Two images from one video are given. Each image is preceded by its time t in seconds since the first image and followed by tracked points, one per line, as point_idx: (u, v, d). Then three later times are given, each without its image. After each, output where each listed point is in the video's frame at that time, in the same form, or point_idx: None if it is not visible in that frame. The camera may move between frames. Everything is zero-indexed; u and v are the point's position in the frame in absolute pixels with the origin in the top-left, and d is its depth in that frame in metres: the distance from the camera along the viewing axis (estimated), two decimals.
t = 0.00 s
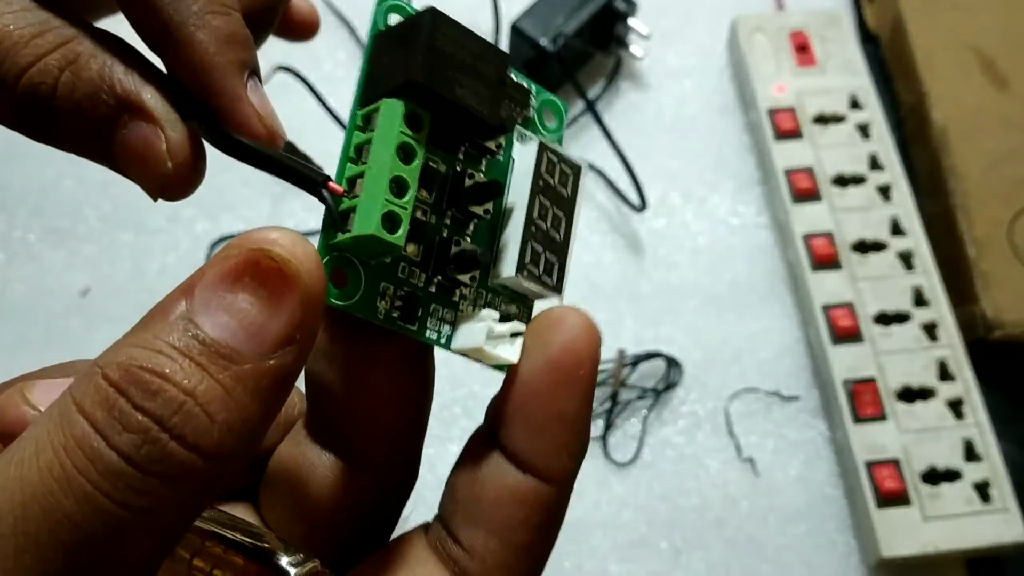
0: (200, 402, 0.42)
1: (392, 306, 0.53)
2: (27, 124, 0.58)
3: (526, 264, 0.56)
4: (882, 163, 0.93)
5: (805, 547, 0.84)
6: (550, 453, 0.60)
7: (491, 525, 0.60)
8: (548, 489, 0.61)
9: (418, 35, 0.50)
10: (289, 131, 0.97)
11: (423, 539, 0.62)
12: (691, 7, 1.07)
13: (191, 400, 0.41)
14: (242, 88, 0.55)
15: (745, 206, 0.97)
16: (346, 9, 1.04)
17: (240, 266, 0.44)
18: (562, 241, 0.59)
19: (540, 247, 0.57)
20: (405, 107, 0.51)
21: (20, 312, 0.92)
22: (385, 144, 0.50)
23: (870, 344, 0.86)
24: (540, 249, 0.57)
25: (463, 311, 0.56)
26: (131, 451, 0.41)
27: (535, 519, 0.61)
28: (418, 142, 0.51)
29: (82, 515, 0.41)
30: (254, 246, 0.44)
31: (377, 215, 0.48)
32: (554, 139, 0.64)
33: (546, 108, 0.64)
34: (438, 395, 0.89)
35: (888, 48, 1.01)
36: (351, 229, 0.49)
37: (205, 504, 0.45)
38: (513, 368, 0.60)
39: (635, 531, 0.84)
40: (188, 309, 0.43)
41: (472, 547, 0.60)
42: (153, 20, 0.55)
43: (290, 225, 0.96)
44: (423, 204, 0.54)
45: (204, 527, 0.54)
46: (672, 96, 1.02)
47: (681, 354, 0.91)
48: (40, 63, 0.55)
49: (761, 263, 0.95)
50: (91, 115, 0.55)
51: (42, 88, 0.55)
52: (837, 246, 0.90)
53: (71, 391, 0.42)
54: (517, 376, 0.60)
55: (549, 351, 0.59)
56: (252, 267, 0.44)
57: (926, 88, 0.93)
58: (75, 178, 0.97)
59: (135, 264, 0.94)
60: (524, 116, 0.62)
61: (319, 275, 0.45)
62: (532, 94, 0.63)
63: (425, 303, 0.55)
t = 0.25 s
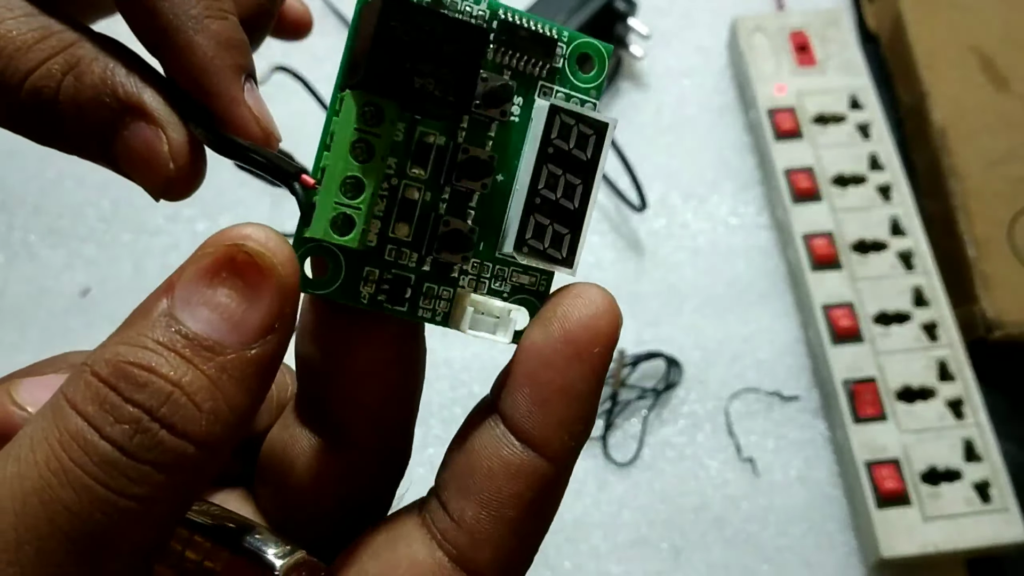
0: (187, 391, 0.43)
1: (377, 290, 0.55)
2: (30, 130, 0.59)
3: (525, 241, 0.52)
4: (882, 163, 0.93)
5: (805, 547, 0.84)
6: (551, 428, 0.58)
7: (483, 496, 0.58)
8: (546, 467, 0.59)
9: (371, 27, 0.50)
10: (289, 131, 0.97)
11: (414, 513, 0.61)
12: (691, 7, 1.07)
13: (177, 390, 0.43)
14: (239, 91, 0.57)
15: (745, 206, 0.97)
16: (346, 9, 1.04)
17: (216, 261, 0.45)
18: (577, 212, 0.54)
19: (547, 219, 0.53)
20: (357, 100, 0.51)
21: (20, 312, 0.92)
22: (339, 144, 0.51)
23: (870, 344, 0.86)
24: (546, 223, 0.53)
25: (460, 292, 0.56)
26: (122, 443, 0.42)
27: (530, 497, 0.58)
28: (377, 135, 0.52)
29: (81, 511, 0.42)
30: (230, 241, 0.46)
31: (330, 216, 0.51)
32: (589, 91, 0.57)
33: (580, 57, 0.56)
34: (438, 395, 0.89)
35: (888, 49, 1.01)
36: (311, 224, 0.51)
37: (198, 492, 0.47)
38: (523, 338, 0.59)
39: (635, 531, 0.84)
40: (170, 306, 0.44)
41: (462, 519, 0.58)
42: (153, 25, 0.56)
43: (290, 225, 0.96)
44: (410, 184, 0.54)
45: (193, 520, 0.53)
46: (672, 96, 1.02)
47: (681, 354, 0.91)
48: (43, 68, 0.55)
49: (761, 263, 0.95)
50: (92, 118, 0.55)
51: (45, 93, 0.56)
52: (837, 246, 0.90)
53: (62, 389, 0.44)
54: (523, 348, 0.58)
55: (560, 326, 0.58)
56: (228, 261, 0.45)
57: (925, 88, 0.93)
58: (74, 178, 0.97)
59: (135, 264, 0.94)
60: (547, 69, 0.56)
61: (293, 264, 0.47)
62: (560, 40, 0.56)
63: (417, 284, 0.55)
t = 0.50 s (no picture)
0: (161, 355, 0.44)
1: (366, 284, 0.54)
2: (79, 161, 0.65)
3: (509, 226, 0.51)
4: (882, 163, 0.93)
5: (805, 547, 0.84)
6: (533, 426, 0.51)
7: (455, 499, 0.52)
8: (527, 471, 0.52)
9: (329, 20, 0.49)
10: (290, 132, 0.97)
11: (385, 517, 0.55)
12: (691, 7, 1.07)
13: (151, 351, 0.44)
14: (287, 139, 0.69)
15: (745, 206, 0.97)
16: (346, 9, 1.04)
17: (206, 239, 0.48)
18: (569, 196, 0.51)
19: (532, 204, 0.51)
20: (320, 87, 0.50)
21: (20, 311, 0.92)
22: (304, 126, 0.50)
23: (870, 344, 0.86)
24: (532, 207, 0.51)
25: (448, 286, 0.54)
26: (94, 397, 0.44)
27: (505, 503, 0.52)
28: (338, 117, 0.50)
29: (53, 460, 0.44)
30: (224, 221, 0.48)
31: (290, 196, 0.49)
32: (599, 79, 0.53)
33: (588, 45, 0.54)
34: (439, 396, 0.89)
35: (888, 49, 1.01)
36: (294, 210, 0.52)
37: (170, 462, 0.47)
38: (513, 331, 0.53)
39: (635, 531, 0.84)
40: (159, 278, 0.46)
41: (427, 521, 0.52)
42: (211, 82, 0.68)
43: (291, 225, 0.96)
44: (401, 178, 0.54)
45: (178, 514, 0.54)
46: (672, 96, 1.02)
47: (681, 354, 0.91)
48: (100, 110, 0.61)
49: (761, 263, 0.95)
50: (147, 158, 0.63)
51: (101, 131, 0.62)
52: (838, 246, 0.90)
53: (52, 350, 0.46)
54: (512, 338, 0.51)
55: (550, 316, 0.51)
56: (219, 240, 0.48)
57: (926, 88, 0.93)
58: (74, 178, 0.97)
59: (134, 264, 0.94)
60: (550, 62, 0.54)
61: (279, 247, 0.48)
62: (565, 31, 0.54)
63: (407, 277, 0.54)
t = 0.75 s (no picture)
0: (156, 350, 0.48)
1: (365, 299, 0.56)
2: (120, 205, 0.64)
3: (506, 241, 0.54)
4: (882, 163, 0.93)
5: (804, 547, 0.84)
6: (502, 442, 0.52)
7: (426, 510, 0.52)
8: (492, 486, 0.52)
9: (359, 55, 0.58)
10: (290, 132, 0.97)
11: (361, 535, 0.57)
12: (691, 8, 1.07)
13: (145, 344, 0.48)
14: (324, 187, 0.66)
15: (745, 206, 0.97)
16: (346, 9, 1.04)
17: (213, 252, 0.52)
18: (565, 219, 0.55)
19: (531, 225, 0.55)
20: (345, 112, 0.57)
21: (20, 311, 0.92)
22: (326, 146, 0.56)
23: (870, 344, 0.86)
24: (528, 226, 0.55)
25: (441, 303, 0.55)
26: (89, 382, 0.47)
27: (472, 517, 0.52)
28: (355, 137, 0.55)
29: (42, 435, 0.47)
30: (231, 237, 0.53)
31: (300, 202, 0.53)
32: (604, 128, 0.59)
33: (596, 104, 0.60)
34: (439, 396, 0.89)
35: (888, 49, 1.01)
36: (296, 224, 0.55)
37: (155, 454, 0.50)
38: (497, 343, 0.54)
39: (635, 531, 0.84)
40: (171, 288, 0.51)
41: (392, 533, 0.53)
42: (246, 128, 0.66)
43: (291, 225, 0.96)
44: (408, 206, 0.58)
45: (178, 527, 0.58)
46: (672, 96, 1.02)
47: (681, 354, 0.91)
48: (145, 151, 0.61)
49: (761, 263, 0.95)
50: (185, 200, 0.62)
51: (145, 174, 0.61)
52: (838, 246, 0.90)
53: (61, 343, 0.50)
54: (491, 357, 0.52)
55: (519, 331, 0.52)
56: (224, 251, 0.52)
57: (926, 88, 0.93)
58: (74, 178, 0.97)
59: (135, 264, 0.94)
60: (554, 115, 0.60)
61: (281, 263, 0.52)
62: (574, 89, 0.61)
63: (404, 293, 0.56)
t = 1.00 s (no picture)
0: (183, 368, 0.43)
1: (392, 313, 0.53)
2: (88, 192, 0.59)
3: (538, 266, 0.52)
4: (882, 163, 0.93)
5: (805, 547, 0.84)
6: (539, 465, 0.51)
7: (465, 531, 0.51)
8: (532, 510, 0.51)
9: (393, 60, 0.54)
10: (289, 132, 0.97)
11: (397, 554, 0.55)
12: (691, 7, 1.07)
13: (172, 360, 0.43)
14: (301, 171, 0.63)
15: (745, 206, 0.97)
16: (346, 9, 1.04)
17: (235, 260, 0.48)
18: (596, 246, 0.53)
19: (563, 251, 0.53)
20: (377, 121, 0.53)
21: (20, 312, 0.92)
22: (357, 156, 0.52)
23: (870, 344, 0.86)
24: (562, 253, 0.53)
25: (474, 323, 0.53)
26: (112, 404, 0.42)
27: (510, 540, 0.51)
28: (391, 149, 0.52)
29: (63, 465, 0.41)
30: (253, 245, 0.49)
31: (334, 215, 0.50)
32: (622, 154, 0.57)
33: (615, 125, 0.58)
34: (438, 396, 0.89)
35: (888, 49, 1.01)
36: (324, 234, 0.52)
37: (176, 480, 0.45)
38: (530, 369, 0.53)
39: (635, 531, 0.84)
40: (191, 300, 0.46)
41: (434, 555, 0.51)
42: (221, 111, 0.62)
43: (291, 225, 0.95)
44: (432, 219, 0.55)
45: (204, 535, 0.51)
46: (672, 95, 1.02)
47: (682, 354, 0.91)
48: (117, 137, 0.56)
49: (761, 264, 0.95)
50: (157, 187, 0.57)
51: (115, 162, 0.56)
52: (837, 246, 0.90)
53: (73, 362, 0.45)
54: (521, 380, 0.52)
55: (551, 356, 0.52)
56: (247, 260, 0.47)
57: (925, 88, 0.93)
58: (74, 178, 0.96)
59: (135, 265, 0.94)
60: (577, 133, 0.58)
61: (307, 273, 0.48)
62: (593, 110, 0.58)
63: (431, 311, 0.53)
